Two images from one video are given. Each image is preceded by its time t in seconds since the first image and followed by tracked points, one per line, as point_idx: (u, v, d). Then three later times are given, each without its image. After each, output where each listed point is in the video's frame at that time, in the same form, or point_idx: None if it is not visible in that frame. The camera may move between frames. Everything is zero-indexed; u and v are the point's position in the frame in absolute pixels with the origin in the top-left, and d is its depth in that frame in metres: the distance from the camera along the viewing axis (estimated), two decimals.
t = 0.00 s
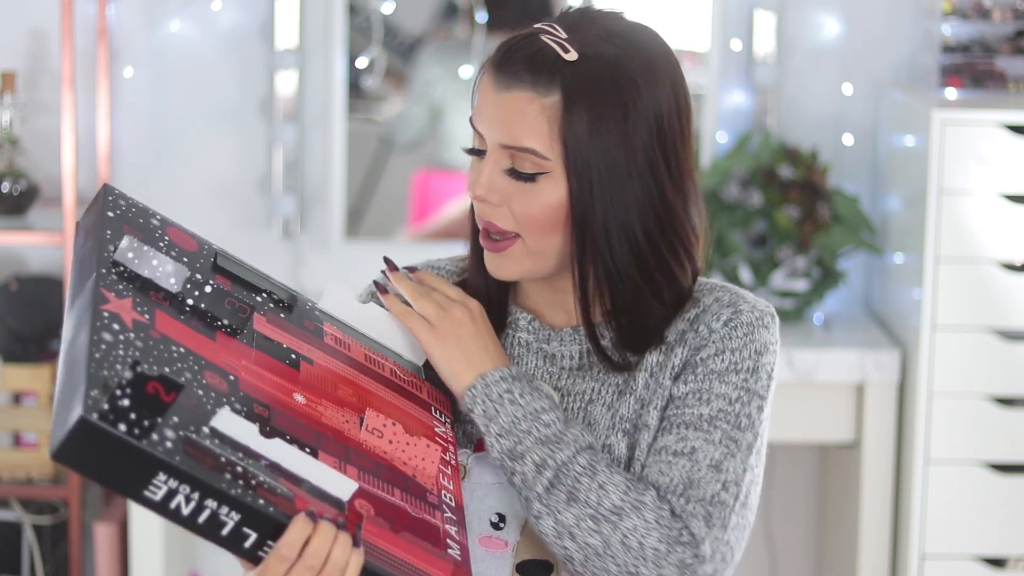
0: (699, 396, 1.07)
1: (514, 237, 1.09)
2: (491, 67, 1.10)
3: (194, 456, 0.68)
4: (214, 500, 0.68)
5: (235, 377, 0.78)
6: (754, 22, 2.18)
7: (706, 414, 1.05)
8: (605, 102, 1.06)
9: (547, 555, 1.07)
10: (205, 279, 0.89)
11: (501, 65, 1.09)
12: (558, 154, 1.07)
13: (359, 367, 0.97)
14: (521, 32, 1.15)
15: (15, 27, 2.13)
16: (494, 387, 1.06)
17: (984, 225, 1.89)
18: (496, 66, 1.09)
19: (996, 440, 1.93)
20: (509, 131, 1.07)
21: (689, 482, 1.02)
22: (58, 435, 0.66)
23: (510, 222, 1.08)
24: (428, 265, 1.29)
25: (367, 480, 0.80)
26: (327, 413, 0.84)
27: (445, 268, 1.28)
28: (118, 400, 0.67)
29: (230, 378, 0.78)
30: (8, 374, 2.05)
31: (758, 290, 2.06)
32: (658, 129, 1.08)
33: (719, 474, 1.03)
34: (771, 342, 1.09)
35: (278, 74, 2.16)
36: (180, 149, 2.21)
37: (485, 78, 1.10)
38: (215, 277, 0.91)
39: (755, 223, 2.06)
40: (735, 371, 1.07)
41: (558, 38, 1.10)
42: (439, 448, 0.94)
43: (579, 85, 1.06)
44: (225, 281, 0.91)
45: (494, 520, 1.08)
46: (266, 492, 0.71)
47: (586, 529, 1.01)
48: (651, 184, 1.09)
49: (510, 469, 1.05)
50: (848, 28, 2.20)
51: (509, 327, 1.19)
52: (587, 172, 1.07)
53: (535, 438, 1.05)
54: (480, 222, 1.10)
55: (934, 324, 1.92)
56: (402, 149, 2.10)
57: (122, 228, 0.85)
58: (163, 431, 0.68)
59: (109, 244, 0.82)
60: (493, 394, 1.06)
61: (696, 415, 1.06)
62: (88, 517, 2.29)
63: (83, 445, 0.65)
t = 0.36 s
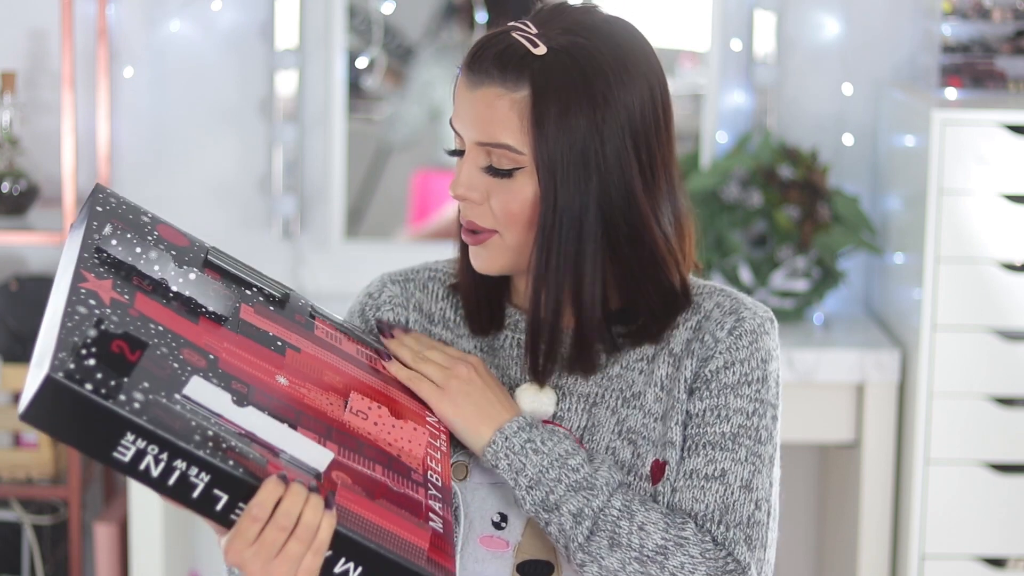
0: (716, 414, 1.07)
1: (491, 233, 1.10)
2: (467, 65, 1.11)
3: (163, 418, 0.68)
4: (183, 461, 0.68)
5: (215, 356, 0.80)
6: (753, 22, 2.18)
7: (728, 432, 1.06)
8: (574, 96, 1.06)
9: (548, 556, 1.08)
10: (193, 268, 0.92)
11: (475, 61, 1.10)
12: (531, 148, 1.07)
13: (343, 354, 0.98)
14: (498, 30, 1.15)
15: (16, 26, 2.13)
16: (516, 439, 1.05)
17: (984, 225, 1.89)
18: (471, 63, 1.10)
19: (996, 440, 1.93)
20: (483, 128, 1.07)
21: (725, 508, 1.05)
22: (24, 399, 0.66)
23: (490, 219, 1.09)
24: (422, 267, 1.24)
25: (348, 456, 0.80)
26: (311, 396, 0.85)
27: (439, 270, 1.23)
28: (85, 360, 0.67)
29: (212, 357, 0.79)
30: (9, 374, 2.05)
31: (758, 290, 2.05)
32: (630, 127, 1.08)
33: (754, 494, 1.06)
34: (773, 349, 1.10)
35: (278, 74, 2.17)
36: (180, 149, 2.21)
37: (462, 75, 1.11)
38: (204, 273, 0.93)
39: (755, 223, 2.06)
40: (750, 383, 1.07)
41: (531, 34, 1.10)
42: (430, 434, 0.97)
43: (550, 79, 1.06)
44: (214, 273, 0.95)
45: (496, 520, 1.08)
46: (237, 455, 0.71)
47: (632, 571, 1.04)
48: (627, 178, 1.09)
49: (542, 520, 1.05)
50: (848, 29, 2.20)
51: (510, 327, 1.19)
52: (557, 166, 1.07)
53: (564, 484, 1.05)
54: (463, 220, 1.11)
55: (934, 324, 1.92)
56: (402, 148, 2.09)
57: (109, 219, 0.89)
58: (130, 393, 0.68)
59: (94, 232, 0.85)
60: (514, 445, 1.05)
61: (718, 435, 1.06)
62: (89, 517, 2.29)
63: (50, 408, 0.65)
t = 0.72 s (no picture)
0: (718, 419, 1.07)
1: (498, 231, 1.07)
2: (470, 61, 1.09)
3: (243, 377, 0.62)
4: (254, 420, 0.62)
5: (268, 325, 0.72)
6: (753, 22, 2.19)
7: (733, 436, 1.07)
8: (588, 94, 1.06)
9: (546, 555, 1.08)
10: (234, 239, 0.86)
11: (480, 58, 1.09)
12: (543, 144, 1.06)
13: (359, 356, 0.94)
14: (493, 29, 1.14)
15: (16, 26, 2.13)
16: (524, 486, 1.03)
17: (984, 225, 1.89)
18: (475, 60, 1.09)
19: (996, 440, 1.93)
20: (492, 123, 1.06)
21: (738, 514, 1.06)
22: (108, 327, 0.59)
23: (496, 217, 1.07)
24: (411, 273, 1.22)
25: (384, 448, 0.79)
26: (349, 392, 0.80)
27: (427, 276, 1.22)
28: (178, 301, 0.61)
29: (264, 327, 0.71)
30: (9, 373, 2.05)
31: (757, 290, 2.05)
32: (638, 127, 1.09)
33: (765, 495, 1.07)
34: (764, 344, 1.11)
35: (278, 74, 2.17)
36: (179, 150, 2.21)
37: (463, 72, 1.09)
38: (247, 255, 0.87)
39: (756, 223, 2.05)
40: (746, 383, 1.08)
41: (536, 31, 1.09)
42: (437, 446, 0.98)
43: (563, 76, 1.06)
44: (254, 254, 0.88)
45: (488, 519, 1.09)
46: (301, 424, 0.66)
47: None
48: (631, 179, 1.09)
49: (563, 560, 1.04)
50: (848, 29, 2.21)
51: (495, 331, 1.16)
52: (569, 164, 1.06)
53: (579, 522, 1.04)
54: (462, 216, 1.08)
55: (934, 324, 1.92)
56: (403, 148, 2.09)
57: (158, 176, 0.82)
58: (218, 341, 0.62)
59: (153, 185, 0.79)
60: (524, 491, 1.03)
61: (723, 440, 1.07)
62: (89, 517, 2.29)
63: (134, 340, 0.58)
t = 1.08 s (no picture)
0: (721, 417, 1.08)
1: (522, 228, 1.05)
2: (495, 57, 1.07)
3: (258, 433, 0.64)
4: (273, 476, 0.64)
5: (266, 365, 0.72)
6: (754, 22, 2.19)
7: (734, 435, 1.07)
8: (618, 94, 1.06)
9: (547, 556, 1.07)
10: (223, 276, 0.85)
11: (507, 54, 1.07)
12: (574, 141, 1.05)
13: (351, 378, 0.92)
14: (507, 27, 1.13)
15: (16, 26, 2.13)
16: (518, 501, 1.01)
17: (984, 225, 1.89)
18: (501, 55, 1.07)
19: (996, 440, 1.93)
20: (522, 119, 1.04)
21: (741, 515, 1.06)
22: (122, 397, 0.60)
23: (521, 214, 1.04)
24: (411, 272, 1.22)
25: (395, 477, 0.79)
26: (341, 418, 0.78)
27: (427, 275, 1.22)
28: (191, 365, 0.63)
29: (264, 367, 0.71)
30: (9, 373, 2.05)
31: (758, 290, 2.05)
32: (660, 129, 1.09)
33: (767, 495, 1.07)
34: (763, 342, 1.12)
35: (278, 74, 2.17)
36: (180, 150, 2.21)
37: (485, 68, 1.08)
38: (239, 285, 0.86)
39: (756, 223, 2.05)
40: (747, 382, 1.09)
41: (561, 29, 1.08)
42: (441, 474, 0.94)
43: (595, 75, 1.05)
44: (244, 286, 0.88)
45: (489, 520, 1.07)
46: (318, 475, 0.67)
47: None
48: (652, 178, 1.09)
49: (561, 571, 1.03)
50: (848, 29, 2.21)
51: (492, 332, 1.16)
52: (598, 162, 1.06)
53: (576, 534, 1.02)
54: (478, 213, 1.06)
55: (934, 324, 1.92)
56: (403, 148, 2.09)
57: (139, 217, 0.81)
58: (231, 402, 0.64)
59: (136, 227, 0.78)
60: (519, 506, 1.01)
61: (724, 439, 1.07)
62: (89, 517, 2.29)
63: (151, 408, 0.60)
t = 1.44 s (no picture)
0: (721, 425, 1.07)
1: (528, 230, 1.05)
2: (499, 57, 1.07)
3: (313, 486, 0.72)
4: (324, 523, 0.71)
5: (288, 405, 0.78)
6: (754, 22, 2.19)
7: (734, 443, 1.07)
8: (624, 94, 1.06)
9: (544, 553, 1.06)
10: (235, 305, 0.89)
11: (513, 54, 1.07)
12: (580, 140, 1.05)
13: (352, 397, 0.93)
14: (508, 27, 1.13)
15: (16, 26, 2.13)
16: (523, 520, 1.02)
17: (984, 225, 1.89)
18: (506, 55, 1.07)
19: (996, 440, 1.93)
20: (528, 118, 1.04)
21: (742, 524, 1.06)
22: (181, 452, 0.68)
23: (527, 215, 1.05)
24: (409, 273, 1.22)
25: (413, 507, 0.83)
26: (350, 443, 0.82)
27: (424, 275, 1.21)
28: (249, 419, 0.70)
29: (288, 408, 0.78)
30: (9, 374, 2.05)
31: (758, 290, 2.05)
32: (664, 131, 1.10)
33: (768, 503, 1.07)
34: (762, 347, 1.12)
35: (278, 74, 2.17)
36: (180, 150, 2.21)
37: (490, 67, 1.07)
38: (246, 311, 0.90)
39: (756, 223, 2.05)
40: (747, 389, 1.08)
41: (564, 28, 1.08)
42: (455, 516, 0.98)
43: (601, 74, 1.06)
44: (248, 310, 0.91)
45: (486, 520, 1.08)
46: (363, 518, 0.75)
47: None
48: (658, 180, 1.09)
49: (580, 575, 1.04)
50: (848, 29, 2.21)
51: (490, 334, 1.16)
52: (604, 161, 1.06)
53: (580, 551, 1.04)
54: (484, 213, 1.05)
55: (934, 324, 1.92)
56: (403, 148, 2.10)
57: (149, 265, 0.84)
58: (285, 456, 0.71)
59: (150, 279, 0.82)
60: (524, 527, 1.02)
61: (724, 447, 1.07)
62: (89, 517, 2.29)
63: (210, 463, 0.67)
